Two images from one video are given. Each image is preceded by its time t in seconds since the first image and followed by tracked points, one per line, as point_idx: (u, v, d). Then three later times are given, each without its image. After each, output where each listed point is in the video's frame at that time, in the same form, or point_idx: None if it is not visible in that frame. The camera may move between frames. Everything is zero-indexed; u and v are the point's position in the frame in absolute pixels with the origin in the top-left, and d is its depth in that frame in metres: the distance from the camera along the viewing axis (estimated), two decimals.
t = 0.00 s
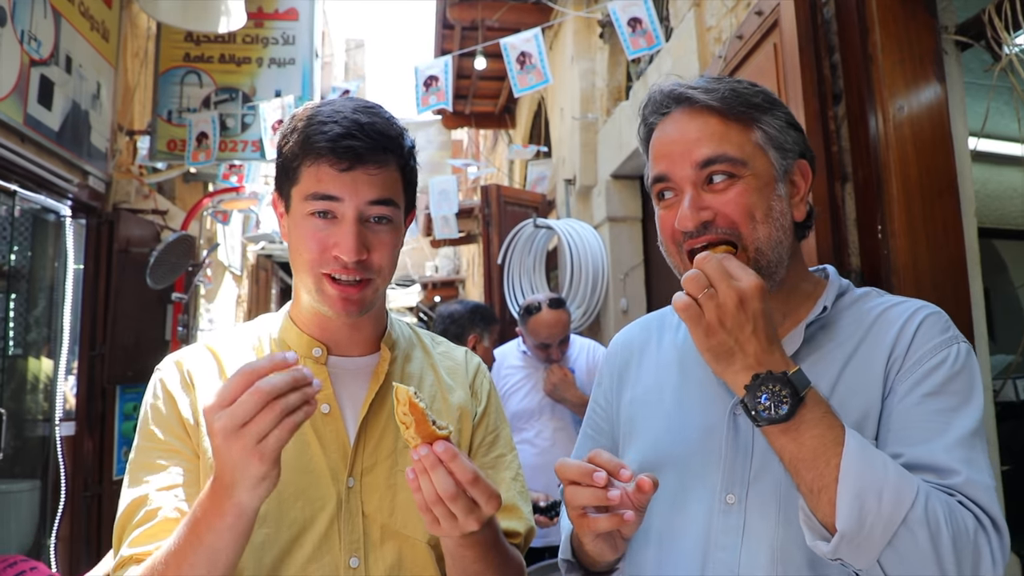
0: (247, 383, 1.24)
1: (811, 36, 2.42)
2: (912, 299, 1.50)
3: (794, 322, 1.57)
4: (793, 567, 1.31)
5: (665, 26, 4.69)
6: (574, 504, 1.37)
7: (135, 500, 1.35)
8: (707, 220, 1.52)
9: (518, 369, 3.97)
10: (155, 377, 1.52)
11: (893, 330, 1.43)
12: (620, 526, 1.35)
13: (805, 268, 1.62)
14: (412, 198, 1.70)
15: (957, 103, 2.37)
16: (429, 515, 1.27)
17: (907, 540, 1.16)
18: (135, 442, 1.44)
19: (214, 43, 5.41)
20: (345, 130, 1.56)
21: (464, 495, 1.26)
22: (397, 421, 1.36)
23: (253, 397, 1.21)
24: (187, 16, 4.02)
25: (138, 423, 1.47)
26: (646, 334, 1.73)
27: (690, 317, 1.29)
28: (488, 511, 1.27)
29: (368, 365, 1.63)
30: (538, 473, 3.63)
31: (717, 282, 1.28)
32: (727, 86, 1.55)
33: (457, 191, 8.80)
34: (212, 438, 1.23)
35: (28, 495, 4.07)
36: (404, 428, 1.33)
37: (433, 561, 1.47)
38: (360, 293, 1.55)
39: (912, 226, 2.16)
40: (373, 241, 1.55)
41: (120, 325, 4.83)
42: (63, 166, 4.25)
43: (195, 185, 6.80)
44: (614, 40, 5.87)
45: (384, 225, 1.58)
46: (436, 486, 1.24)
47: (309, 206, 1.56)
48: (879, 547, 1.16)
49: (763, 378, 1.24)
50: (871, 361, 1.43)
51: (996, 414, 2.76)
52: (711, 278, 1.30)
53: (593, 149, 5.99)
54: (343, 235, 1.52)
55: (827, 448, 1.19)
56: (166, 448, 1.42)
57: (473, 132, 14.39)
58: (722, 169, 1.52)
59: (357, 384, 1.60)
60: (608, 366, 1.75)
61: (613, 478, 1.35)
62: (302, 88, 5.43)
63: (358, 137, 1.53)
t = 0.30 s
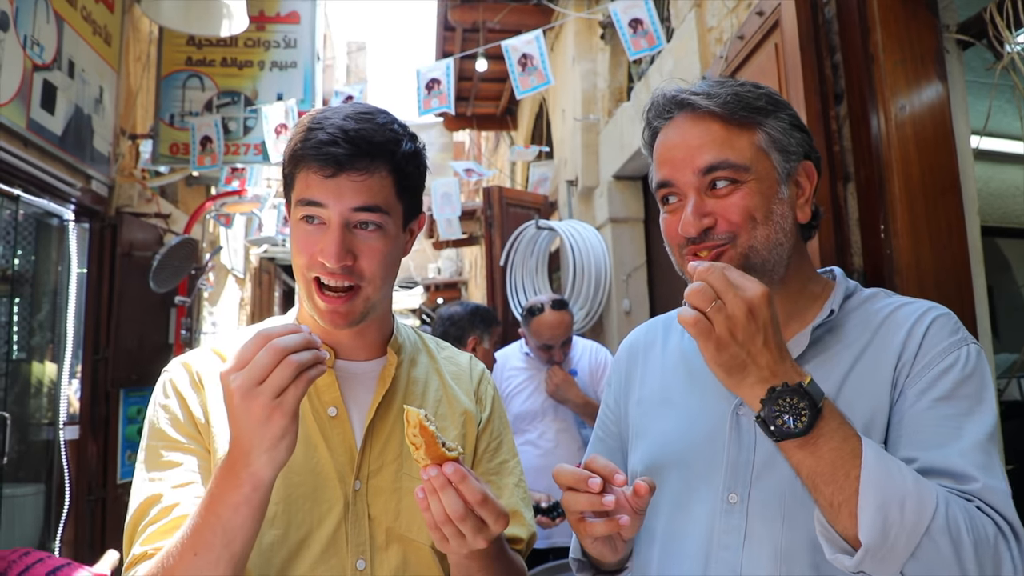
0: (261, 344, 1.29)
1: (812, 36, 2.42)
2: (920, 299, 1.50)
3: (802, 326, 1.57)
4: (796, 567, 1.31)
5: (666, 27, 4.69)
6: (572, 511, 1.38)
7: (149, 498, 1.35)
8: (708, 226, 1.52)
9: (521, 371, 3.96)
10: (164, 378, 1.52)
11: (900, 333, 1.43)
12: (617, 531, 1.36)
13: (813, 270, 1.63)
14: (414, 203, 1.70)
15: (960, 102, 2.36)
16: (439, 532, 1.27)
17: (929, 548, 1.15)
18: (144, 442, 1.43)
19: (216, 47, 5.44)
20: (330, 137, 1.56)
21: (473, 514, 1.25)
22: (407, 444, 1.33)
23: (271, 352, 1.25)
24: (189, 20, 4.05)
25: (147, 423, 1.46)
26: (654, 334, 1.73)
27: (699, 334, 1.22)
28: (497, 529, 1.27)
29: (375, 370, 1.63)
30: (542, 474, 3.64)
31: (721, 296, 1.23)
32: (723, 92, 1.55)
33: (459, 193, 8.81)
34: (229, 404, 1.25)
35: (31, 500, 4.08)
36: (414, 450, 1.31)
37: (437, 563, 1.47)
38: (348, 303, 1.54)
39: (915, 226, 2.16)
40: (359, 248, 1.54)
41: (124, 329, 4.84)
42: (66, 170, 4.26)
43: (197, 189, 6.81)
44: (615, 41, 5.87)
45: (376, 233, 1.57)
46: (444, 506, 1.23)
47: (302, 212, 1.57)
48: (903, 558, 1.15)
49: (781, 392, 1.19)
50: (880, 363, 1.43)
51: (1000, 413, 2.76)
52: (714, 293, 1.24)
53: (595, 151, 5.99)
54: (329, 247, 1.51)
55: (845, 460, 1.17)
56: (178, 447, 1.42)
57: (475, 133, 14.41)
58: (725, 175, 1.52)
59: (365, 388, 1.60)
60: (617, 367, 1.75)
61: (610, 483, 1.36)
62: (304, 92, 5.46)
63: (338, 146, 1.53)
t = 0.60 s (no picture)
0: (267, 333, 1.28)
1: (813, 37, 2.41)
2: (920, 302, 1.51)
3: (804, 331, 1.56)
4: (812, 567, 1.32)
5: (668, 29, 4.69)
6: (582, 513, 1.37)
7: (155, 497, 1.35)
8: (710, 229, 1.51)
9: (522, 372, 3.95)
10: (167, 379, 1.52)
11: (911, 337, 1.43)
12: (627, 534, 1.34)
13: (813, 272, 1.62)
14: (417, 204, 1.70)
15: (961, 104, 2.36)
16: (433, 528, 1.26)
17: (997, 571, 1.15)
18: (148, 442, 1.43)
19: (218, 49, 5.46)
20: (330, 144, 1.56)
21: (473, 517, 1.25)
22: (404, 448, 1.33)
23: (276, 340, 1.25)
24: (192, 23, 4.05)
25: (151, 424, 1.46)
26: (654, 336, 1.72)
27: (785, 394, 1.07)
28: (497, 532, 1.26)
29: (378, 371, 1.63)
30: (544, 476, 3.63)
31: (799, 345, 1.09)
32: (724, 95, 1.55)
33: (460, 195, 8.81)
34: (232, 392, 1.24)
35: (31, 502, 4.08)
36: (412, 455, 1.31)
37: (439, 564, 1.47)
38: (349, 303, 1.54)
39: (918, 230, 2.16)
40: (360, 251, 1.54)
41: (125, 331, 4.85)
42: (68, 172, 4.26)
43: (199, 191, 6.82)
44: (617, 43, 5.87)
45: (378, 236, 1.56)
46: (445, 510, 1.23)
47: (303, 218, 1.57)
48: None
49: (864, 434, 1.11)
50: (892, 368, 1.42)
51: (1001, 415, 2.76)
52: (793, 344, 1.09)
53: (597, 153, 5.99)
54: (329, 248, 1.51)
55: (921, 500, 1.15)
56: (183, 447, 1.42)
57: (477, 135, 14.41)
58: (728, 178, 1.52)
59: (367, 390, 1.60)
60: (615, 369, 1.74)
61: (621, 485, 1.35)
62: (307, 94, 5.46)
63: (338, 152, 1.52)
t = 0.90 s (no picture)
0: (267, 321, 1.28)
1: (813, 39, 2.41)
2: (914, 304, 1.52)
3: (794, 345, 1.53)
4: (824, 565, 1.31)
5: (669, 30, 4.68)
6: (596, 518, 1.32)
7: (157, 496, 1.34)
8: (745, 231, 1.47)
9: (520, 371, 3.93)
10: (168, 378, 1.52)
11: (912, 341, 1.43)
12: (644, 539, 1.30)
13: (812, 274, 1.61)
14: (418, 203, 1.69)
15: (962, 107, 2.35)
16: (436, 536, 1.25)
17: None
18: (148, 442, 1.42)
19: (219, 50, 5.46)
20: (332, 135, 1.56)
21: (472, 521, 1.24)
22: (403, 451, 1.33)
23: (276, 328, 1.24)
24: (193, 22, 4.05)
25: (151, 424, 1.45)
26: (649, 336, 1.70)
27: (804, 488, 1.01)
28: (497, 534, 1.25)
29: (377, 371, 1.62)
30: (544, 477, 3.62)
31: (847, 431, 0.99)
32: (758, 97, 1.51)
33: (461, 196, 8.80)
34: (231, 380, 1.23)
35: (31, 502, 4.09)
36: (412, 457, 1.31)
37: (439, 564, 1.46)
38: (349, 300, 1.53)
39: (919, 231, 2.15)
40: (361, 246, 1.53)
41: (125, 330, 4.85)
42: (68, 172, 4.26)
43: (200, 191, 6.81)
44: (619, 44, 5.86)
45: (378, 229, 1.55)
46: (443, 513, 1.22)
47: (304, 210, 1.56)
48: None
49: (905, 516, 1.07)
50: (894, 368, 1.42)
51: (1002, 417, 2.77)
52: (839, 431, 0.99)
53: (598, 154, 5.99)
54: (331, 241, 1.50)
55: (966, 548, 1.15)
56: (184, 446, 1.41)
57: (477, 136, 14.40)
58: (762, 182, 1.48)
59: (367, 390, 1.59)
60: (609, 371, 1.71)
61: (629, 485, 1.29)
62: (307, 94, 5.46)
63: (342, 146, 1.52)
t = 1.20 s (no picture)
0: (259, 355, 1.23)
1: (813, 39, 2.41)
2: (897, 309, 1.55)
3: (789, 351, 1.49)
4: (832, 566, 1.31)
5: (669, 30, 4.69)
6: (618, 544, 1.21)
7: (153, 503, 1.32)
8: (794, 234, 1.42)
9: (516, 370, 3.95)
10: (166, 381, 1.49)
11: (909, 349, 1.44)
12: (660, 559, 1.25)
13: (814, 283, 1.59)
14: (420, 201, 1.68)
15: (963, 107, 2.35)
16: (438, 546, 1.24)
17: None
18: (146, 448, 1.41)
19: (219, 50, 5.46)
20: (341, 134, 1.55)
21: (472, 528, 1.23)
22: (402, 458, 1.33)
23: (269, 367, 1.19)
24: (193, 23, 4.04)
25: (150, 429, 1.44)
26: (638, 336, 1.64)
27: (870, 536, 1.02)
28: (497, 541, 1.25)
29: (379, 371, 1.61)
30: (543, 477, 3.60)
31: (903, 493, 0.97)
32: (806, 104, 1.49)
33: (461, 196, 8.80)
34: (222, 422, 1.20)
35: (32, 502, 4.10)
36: (410, 464, 1.30)
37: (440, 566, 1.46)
38: (358, 300, 1.52)
39: (919, 232, 2.15)
40: (370, 247, 1.52)
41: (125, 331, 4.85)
42: (68, 172, 4.26)
43: (200, 191, 6.81)
44: (619, 45, 5.86)
45: (386, 230, 1.55)
46: (443, 520, 1.22)
47: (309, 210, 1.55)
48: None
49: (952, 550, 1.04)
50: (894, 370, 1.42)
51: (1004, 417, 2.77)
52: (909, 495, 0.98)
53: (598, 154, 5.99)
54: (340, 242, 1.49)
55: None
56: (181, 452, 1.39)
57: (477, 137, 14.42)
58: (807, 184, 1.44)
59: (367, 391, 1.58)
60: (597, 373, 1.64)
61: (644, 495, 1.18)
62: (307, 95, 5.45)
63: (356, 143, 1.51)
